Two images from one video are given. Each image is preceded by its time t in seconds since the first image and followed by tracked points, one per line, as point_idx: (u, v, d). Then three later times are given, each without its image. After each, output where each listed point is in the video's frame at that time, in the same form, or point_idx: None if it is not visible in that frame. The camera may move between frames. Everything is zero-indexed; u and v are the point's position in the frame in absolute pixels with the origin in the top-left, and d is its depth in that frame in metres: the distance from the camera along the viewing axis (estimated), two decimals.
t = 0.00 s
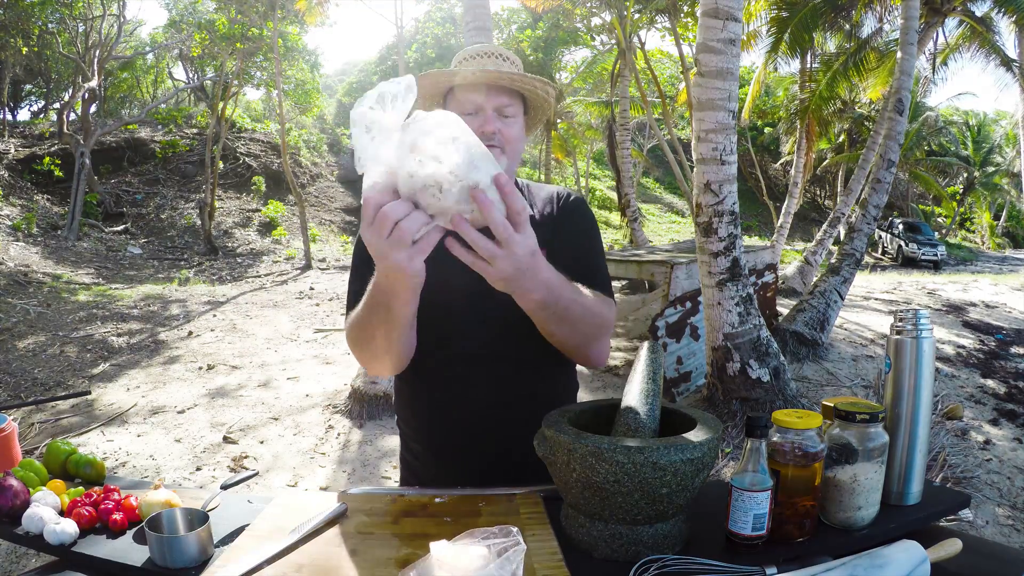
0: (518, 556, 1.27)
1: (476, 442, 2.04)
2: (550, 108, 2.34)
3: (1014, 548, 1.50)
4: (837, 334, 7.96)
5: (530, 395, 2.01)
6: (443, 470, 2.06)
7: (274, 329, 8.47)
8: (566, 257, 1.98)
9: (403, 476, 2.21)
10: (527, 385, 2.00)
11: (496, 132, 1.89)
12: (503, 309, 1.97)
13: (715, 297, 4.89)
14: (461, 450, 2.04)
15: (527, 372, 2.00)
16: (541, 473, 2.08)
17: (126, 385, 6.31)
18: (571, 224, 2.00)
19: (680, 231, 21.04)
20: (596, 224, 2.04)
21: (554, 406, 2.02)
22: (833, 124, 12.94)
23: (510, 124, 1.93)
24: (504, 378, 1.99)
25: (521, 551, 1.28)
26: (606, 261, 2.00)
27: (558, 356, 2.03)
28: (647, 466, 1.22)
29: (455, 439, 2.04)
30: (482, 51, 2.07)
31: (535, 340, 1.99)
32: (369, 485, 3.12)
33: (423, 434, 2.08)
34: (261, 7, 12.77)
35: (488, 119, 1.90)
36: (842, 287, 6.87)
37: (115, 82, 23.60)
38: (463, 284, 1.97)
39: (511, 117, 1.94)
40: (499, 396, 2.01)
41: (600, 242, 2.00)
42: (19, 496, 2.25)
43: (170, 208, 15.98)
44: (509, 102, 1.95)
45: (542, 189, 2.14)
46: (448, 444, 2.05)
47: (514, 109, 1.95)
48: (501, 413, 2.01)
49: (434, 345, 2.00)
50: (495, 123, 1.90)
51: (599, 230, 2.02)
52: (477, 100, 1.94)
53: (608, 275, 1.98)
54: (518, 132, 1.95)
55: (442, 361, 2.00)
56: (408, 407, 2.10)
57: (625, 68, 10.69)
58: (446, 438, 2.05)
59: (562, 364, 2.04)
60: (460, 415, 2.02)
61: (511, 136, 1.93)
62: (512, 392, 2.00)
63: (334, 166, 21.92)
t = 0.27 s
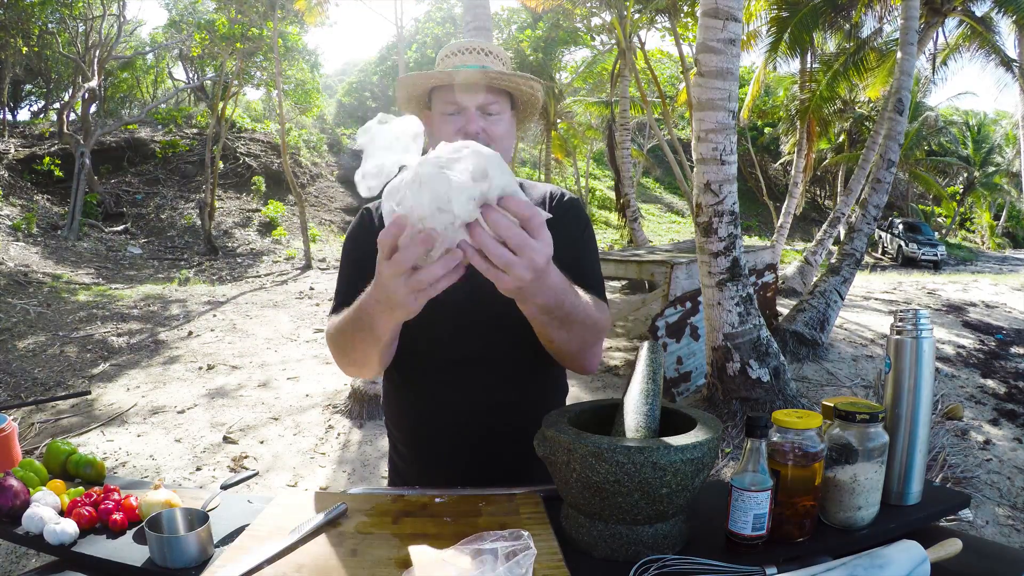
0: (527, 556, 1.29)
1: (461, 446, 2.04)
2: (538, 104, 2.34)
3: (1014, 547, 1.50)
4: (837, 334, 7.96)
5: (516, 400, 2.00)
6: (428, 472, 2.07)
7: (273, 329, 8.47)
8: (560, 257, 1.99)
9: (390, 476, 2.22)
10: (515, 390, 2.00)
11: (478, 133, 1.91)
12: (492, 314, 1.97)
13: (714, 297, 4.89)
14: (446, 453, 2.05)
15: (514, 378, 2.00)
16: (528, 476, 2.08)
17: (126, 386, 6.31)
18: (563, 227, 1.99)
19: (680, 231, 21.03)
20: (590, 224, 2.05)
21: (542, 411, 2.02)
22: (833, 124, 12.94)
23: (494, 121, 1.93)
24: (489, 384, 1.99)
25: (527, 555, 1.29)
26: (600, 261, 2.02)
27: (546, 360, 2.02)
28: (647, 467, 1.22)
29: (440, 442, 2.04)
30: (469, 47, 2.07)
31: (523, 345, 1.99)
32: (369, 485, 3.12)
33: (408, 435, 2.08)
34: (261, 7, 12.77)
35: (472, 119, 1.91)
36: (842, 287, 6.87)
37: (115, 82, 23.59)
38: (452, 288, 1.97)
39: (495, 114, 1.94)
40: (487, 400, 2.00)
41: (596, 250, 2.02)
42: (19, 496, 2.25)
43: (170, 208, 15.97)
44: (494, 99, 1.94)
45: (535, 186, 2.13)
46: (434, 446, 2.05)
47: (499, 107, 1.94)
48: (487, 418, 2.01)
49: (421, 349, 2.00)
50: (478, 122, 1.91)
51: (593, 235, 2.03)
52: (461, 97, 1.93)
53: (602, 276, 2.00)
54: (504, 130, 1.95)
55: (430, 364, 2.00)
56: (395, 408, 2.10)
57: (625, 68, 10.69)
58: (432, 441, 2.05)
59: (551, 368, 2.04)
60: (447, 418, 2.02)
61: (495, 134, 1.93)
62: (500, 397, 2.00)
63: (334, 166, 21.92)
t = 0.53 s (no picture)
0: (534, 560, 1.27)
1: (460, 446, 2.04)
2: (529, 103, 2.31)
3: (1014, 548, 1.50)
4: (837, 334, 7.96)
5: (514, 401, 2.01)
6: (427, 474, 2.07)
7: (273, 329, 8.47)
8: (557, 258, 1.99)
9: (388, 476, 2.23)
10: (513, 390, 2.00)
11: (464, 136, 1.91)
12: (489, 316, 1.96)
13: (714, 298, 4.89)
14: (443, 455, 2.05)
15: (512, 378, 1.99)
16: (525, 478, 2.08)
17: (126, 386, 6.31)
18: (560, 228, 2.01)
19: (680, 231, 21.03)
20: (587, 224, 2.05)
21: (539, 412, 2.02)
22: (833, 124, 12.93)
23: (480, 123, 1.92)
24: (487, 385, 1.99)
25: (531, 557, 1.28)
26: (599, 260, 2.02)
27: (542, 361, 2.02)
28: (648, 466, 1.22)
29: (440, 443, 2.05)
30: (451, 48, 2.05)
31: (520, 345, 1.99)
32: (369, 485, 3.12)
33: (405, 436, 2.09)
34: (261, 7, 12.77)
35: (456, 122, 1.91)
36: (842, 287, 6.87)
37: (115, 82, 23.59)
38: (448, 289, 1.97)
39: (481, 115, 1.92)
40: (483, 402, 2.00)
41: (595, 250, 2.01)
42: (19, 496, 2.25)
43: (170, 208, 15.97)
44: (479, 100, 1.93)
45: (528, 185, 2.13)
46: (431, 448, 2.05)
47: (484, 108, 1.93)
48: (485, 419, 2.01)
49: (419, 352, 2.00)
50: (463, 125, 1.91)
51: (591, 234, 2.02)
52: (443, 101, 1.93)
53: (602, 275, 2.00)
54: (491, 131, 1.94)
55: (426, 366, 2.00)
56: (392, 410, 2.11)
57: (625, 68, 10.68)
58: (428, 443, 2.05)
59: (548, 368, 2.03)
60: (444, 420, 2.02)
61: (480, 136, 1.92)
62: (496, 398, 2.00)
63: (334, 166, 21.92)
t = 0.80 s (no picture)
0: (529, 558, 1.27)
1: (465, 444, 2.04)
2: (524, 102, 2.31)
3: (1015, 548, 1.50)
4: (837, 334, 7.96)
5: (518, 400, 2.00)
6: (431, 473, 2.07)
7: (273, 329, 8.46)
8: (554, 257, 1.99)
9: (393, 475, 2.23)
10: (515, 389, 2.00)
11: (464, 134, 1.90)
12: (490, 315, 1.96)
13: (714, 298, 4.89)
14: (448, 454, 2.05)
15: (516, 376, 1.99)
16: (529, 476, 2.08)
17: (126, 386, 6.31)
18: (558, 227, 2.00)
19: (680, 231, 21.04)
20: (587, 223, 2.05)
21: (542, 411, 2.02)
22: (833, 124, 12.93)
23: (479, 121, 1.92)
24: (491, 384, 1.99)
25: (530, 557, 1.28)
26: (598, 262, 2.02)
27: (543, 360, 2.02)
28: (647, 466, 1.22)
29: (445, 442, 2.04)
30: (448, 47, 2.04)
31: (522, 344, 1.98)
32: (369, 485, 3.12)
33: (410, 435, 2.09)
34: (261, 7, 12.77)
35: (456, 121, 1.91)
36: (842, 287, 6.87)
37: (115, 82, 23.59)
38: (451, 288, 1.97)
39: (480, 114, 1.93)
40: (485, 402, 2.00)
41: (594, 249, 2.01)
42: (19, 496, 2.25)
43: (170, 208, 15.97)
44: (477, 99, 1.93)
45: (526, 182, 2.13)
46: (435, 448, 2.05)
47: (483, 106, 1.94)
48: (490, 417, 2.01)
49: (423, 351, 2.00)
50: (463, 123, 1.91)
51: (590, 234, 2.03)
52: (444, 100, 1.93)
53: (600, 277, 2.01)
54: (490, 130, 1.94)
55: (429, 366, 2.00)
56: (397, 410, 2.11)
57: (625, 68, 10.68)
58: (433, 442, 2.05)
59: (549, 367, 2.03)
60: (448, 420, 2.02)
61: (481, 135, 1.92)
62: (499, 397, 1.99)
63: (334, 166, 21.93)
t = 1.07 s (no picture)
0: (532, 559, 1.29)
1: (467, 444, 2.04)
2: (536, 105, 2.32)
3: (1015, 547, 1.50)
4: (837, 334, 7.96)
5: (520, 400, 2.00)
6: (434, 472, 2.07)
7: (273, 329, 8.46)
8: (558, 259, 1.99)
9: (394, 474, 2.23)
10: (518, 389, 2.00)
11: (475, 135, 1.91)
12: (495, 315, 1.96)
13: (715, 298, 4.89)
14: (451, 453, 2.05)
15: (518, 376, 2.00)
16: (532, 475, 2.09)
17: (126, 386, 6.31)
18: (563, 230, 2.01)
19: (680, 231, 21.04)
20: (590, 226, 2.06)
21: (545, 411, 2.02)
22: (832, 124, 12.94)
23: (490, 123, 1.93)
24: (493, 384, 1.99)
25: (532, 558, 1.28)
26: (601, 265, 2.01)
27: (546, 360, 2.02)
28: (647, 466, 1.22)
29: (446, 441, 2.04)
30: (461, 49, 2.05)
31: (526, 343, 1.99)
32: (370, 485, 3.12)
33: (413, 434, 2.08)
34: (261, 7, 12.77)
35: (466, 122, 1.91)
36: (842, 287, 6.87)
37: (115, 82, 23.58)
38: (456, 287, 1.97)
39: (491, 116, 1.93)
40: (489, 401, 2.00)
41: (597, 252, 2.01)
42: (19, 496, 2.25)
43: (170, 208, 15.96)
44: (489, 101, 1.94)
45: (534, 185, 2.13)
46: (439, 447, 2.05)
47: (495, 108, 1.94)
48: (492, 417, 2.01)
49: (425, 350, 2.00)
50: (473, 125, 1.91)
51: (594, 236, 2.03)
52: (454, 100, 1.93)
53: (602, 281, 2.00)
54: (501, 131, 1.95)
55: (434, 366, 2.00)
56: (400, 409, 2.11)
57: (625, 68, 10.68)
58: (436, 441, 2.05)
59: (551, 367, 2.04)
60: (451, 419, 2.02)
61: (491, 136, 1.93)
62: (502, 396, 2.00)
63: (334, 166, 21.93)
